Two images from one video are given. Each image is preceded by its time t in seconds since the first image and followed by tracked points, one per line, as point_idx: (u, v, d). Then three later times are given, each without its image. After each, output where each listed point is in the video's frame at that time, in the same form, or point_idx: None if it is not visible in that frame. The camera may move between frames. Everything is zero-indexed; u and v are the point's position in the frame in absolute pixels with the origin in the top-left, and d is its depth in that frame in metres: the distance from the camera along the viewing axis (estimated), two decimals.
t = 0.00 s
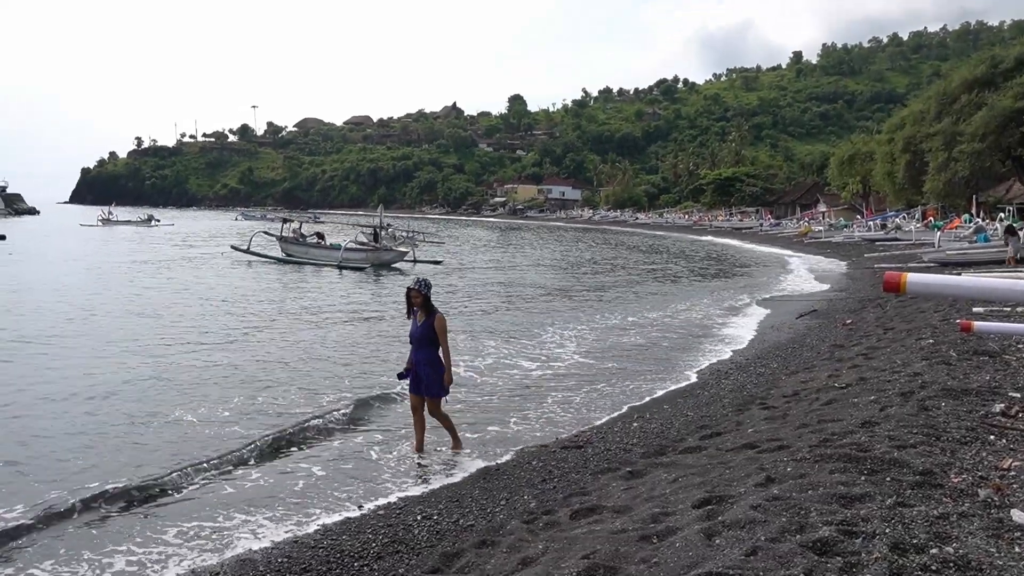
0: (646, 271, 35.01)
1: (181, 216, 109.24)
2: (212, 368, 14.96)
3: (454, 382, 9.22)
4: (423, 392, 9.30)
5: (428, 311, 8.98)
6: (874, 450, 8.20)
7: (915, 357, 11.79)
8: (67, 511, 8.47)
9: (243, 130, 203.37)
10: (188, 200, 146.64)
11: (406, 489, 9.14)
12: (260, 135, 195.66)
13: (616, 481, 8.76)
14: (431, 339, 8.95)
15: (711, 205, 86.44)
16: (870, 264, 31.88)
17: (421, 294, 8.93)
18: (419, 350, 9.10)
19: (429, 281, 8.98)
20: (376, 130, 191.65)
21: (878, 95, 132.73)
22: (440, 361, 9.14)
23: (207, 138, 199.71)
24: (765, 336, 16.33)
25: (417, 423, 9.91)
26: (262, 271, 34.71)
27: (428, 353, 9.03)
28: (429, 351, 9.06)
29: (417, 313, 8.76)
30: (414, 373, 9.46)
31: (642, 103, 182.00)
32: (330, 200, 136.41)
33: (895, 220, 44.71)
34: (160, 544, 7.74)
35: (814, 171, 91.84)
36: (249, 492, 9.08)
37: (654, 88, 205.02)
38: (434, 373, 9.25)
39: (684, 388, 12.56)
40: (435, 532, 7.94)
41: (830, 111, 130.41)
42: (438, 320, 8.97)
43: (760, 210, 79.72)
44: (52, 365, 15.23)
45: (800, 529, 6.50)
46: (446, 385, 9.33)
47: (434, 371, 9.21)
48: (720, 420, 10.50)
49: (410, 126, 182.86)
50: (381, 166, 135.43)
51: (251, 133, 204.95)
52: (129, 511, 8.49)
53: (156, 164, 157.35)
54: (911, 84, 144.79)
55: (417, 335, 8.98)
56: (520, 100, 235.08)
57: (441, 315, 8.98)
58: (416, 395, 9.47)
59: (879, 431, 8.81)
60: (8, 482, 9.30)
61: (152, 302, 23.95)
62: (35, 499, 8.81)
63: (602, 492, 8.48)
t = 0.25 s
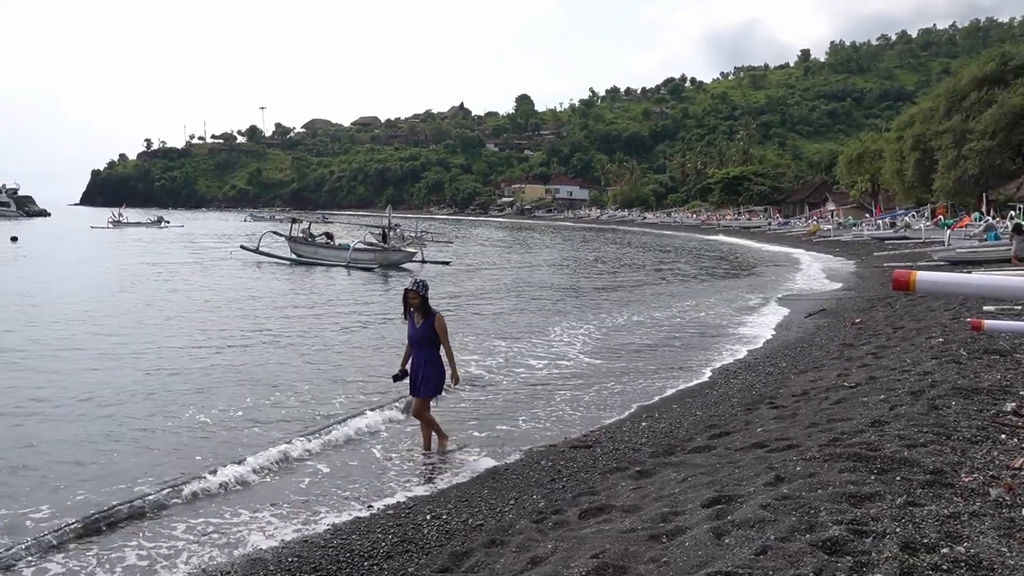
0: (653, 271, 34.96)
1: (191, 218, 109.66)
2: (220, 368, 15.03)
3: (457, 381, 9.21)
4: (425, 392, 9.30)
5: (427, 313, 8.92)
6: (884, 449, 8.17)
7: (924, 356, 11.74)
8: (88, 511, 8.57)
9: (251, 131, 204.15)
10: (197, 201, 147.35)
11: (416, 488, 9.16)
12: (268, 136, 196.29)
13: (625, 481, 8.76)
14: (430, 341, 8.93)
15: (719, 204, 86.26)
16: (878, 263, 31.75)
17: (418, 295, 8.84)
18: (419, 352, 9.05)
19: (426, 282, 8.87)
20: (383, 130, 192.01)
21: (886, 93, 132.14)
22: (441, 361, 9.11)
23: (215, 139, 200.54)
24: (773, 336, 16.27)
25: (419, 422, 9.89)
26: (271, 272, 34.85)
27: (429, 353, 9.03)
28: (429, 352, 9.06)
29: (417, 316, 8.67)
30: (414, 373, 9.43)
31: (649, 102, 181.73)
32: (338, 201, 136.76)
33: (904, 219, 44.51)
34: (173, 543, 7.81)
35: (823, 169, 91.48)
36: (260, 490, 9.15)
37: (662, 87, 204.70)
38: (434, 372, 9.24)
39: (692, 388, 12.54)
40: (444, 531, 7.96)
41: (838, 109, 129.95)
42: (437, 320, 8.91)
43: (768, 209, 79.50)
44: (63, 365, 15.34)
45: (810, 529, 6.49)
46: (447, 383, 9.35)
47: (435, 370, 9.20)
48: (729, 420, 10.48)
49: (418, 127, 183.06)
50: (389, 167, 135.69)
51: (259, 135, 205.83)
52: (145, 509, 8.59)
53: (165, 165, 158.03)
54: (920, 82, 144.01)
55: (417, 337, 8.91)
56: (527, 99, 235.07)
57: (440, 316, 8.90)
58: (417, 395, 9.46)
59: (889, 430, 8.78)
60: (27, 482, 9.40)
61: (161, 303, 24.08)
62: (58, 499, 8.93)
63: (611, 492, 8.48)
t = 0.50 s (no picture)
0: (667, 272, 34.91)
1: (206, 221, 110.39)
2: (236, 370, 15.17)
3: (463, 387, 9.20)
4: (432, 398, 9.28)
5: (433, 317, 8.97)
6: (901, 450, 8.11)
7: (942, 356, 11.64)
8: (121, 511, 8.73)
9: (266, 135, 205.40)
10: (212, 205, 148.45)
11: (430, 489, 9.18)
12: (282, 140, 197.43)
13: (639, 482, 8.75)
14: (438, 345, 8.96)
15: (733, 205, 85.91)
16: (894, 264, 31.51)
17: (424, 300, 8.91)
18: (425, 358, 9.06)
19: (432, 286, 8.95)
20: (396, 133, 192.59)
21: (902, 92, 131.08)
22: (447, 366, 9.13)
23: (230, 143, 201.87)
24: (787, 337, 16.21)
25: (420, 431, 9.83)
26: (285, 274, 35.06)
27: (435, 358, 9.04)
28: (436, 358, 9.06)
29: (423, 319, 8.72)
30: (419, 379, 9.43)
31: (662, 103, 181.23)
32: (352, 203, 137.25)
33: (921, 219, 44.13)
34: (192, 542, 7.90)
35: (838, 170, 90.86)
36: (279, 490, 9.23)
37: (675, 88, 203.99)
38: (441, 379, 9.22)
39: (707, 389, 12.49)
40: (458, 532, 7.98)
41: (853, 109, 129.04)
42: (443, 325, 8.96)
43: (782, 210, 79.05)
44: (83, 367, 15.54)
45: (826, 530, 6.46)
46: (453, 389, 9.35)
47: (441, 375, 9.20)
48: (744, 421, 10.44)
49: (431, 129, 183.60)
50: (402, 170, 136.06)
51: (273, 138, 206.98)
52: (173, 508, 8.72)
53: (181, 169, 159.47)
54: (936, 82, 142.76)
55: (422, 341, 8.95)
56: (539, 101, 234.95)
57: (445, 320, 8.96)
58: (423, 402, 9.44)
59: (906, 431, 8.72)
60: (57, 481, 9.57)
61: (178, 306, 24.28)
62: (93, 498, 9.10)
63: (626, 493, 8.47)
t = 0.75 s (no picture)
0: (685, 271, 34.76)
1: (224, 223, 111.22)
2: (256, 370, 15.28)
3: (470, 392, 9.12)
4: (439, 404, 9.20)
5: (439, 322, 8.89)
6: (924, 450, 8.01)
7: (965, 355, 11.49)
8: (153, 507, 8.87)
9: (283, 137, 206.77)
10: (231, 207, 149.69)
11: (448, 489, 9.20)
12: (299, 142, 198.62)
13: (658, 482, 8.71)
14: (445, 350, 8.89)
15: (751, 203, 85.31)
16: (916, 262, 31.15)
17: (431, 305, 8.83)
18: (432, 363, 9.00)
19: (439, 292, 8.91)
20: (413, 134, 193.13)
21: (922, 88, 129.57)
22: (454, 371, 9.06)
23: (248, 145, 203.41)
24: (806, 336, 16.06)
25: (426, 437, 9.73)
26: (304, 275, 35.28)
27: (443, 363, 8.97)
28: (444, 362, 8.99)
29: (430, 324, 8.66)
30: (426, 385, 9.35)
31: (679, 102, 180.39)
32: (368, 204, 137.76)
33: (942, 216, 43.60)
34: (217, 539, 7.99)
35: (857, 167, 89.99)
36: (302, 489, 9.31)
37: (692, 87, 202.93)
38: (449, 384, 9.15)
39: (725, 389, 12.42)
40: (476, 532, 7.98)
41: (872, 106, 127.76)
42: (450, 330, 8.89)
43: (801, 208, 78.41)
44: (106, 368, 15.74)
45: (848, 530, 6.39)
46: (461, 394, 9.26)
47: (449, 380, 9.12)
48: (763, 420, 10.37)
49: (447, 130, 183.98)
50: (419, 171, 136.40)
51: (290, 140, 208.29)
52: (197, 507, 8.81)
53: (200, 172, 160.87)
54: (957, 77, 140.89)
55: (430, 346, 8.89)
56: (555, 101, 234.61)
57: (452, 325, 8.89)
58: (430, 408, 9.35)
59: (929, 431, 8.62)
60: (88, 480, 9.72)
61: (199, 306, 24.51)
62: (126, 495, 9.25)
63: (644, 493, 8.44)
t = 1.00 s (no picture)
0: (702, 267, 34.70)
1: (242, 219, 111.99)
2: (275, 365, 15.40)
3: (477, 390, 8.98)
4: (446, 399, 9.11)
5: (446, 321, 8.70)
6: (945, 447, 7.94)
7: (986, 352, 11.37)
8: (182, 499, 9.03)
9: (300, 133, 207.79)
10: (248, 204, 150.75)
11: (466, 484, 9.23)
12: (316, 139, 199.47)
13: (676, 478, 8.70)
14: (451, 349, 8.75)
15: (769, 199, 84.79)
16: (937, 258, 30.84)
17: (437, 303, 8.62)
18: (439, 361, 8.85)
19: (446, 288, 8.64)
20: (428, 130, 193.34)
21: (943, 82, 127.99)
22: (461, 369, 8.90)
23: (265, 142, 204.58)
24: (823, 332, 16.01)
25: (437, 436, 9.66)
26: (321, 271, 35.49)
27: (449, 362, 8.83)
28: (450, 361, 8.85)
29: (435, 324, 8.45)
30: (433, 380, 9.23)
31: (696, 97, 179.35)
32: (385, 201, 138.17)
33: (963, 211, 43.11)
34: (242, 532, 8.10)
35: (876, 162, 89.10)
36: (325, 482, 9.42)
37: (709, 82, 201.65)
38: (455, 380, 9.05)
39: (743, 385, 12.36)
40: (494, 527, 8.01)
41: (891, 100, 126.41)
42: (457, 329, 8.70)
43: (819, 204, 77.79)
44: (128, 362, 15.97)
45: (868, 528, 6.35)
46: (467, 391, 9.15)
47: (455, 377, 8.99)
48: (781, 417, 10.32)
49: (463, 126, 184.19)
50: (435, 167, 136.58)
51: (307, 137, 209.28)
52: (219, 501, 8.90)
53: (218, 169, 162.04)
54: (978, 71, 139.19)
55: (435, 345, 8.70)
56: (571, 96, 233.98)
57: (459, 323, 8.66)
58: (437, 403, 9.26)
59: (950, 428, 8.53)
60: (112, 474, 9.86)
61: (219, 303, 24.73)
62: (154, 488, 9.40)
63: (662, 489, 8.44)
